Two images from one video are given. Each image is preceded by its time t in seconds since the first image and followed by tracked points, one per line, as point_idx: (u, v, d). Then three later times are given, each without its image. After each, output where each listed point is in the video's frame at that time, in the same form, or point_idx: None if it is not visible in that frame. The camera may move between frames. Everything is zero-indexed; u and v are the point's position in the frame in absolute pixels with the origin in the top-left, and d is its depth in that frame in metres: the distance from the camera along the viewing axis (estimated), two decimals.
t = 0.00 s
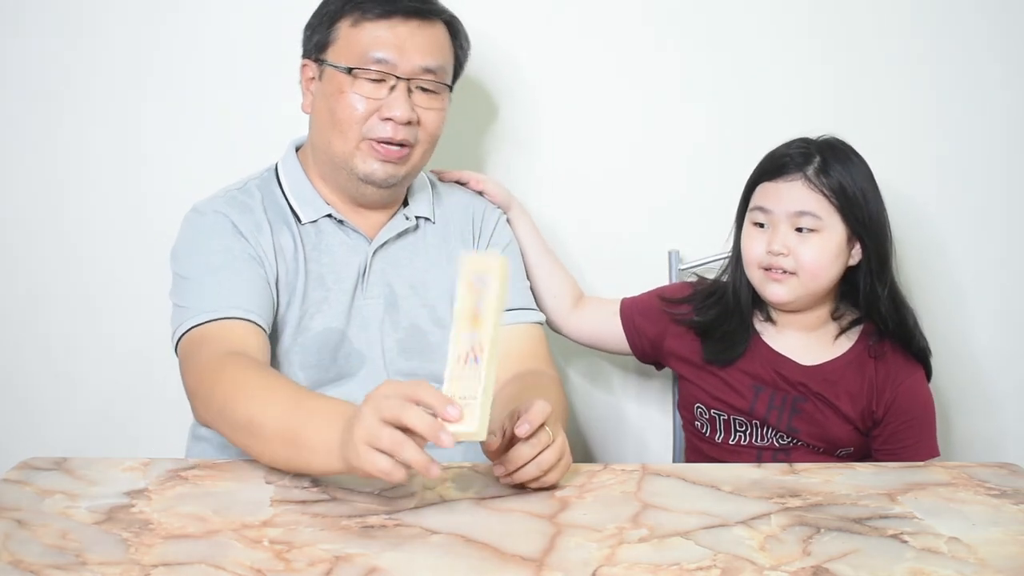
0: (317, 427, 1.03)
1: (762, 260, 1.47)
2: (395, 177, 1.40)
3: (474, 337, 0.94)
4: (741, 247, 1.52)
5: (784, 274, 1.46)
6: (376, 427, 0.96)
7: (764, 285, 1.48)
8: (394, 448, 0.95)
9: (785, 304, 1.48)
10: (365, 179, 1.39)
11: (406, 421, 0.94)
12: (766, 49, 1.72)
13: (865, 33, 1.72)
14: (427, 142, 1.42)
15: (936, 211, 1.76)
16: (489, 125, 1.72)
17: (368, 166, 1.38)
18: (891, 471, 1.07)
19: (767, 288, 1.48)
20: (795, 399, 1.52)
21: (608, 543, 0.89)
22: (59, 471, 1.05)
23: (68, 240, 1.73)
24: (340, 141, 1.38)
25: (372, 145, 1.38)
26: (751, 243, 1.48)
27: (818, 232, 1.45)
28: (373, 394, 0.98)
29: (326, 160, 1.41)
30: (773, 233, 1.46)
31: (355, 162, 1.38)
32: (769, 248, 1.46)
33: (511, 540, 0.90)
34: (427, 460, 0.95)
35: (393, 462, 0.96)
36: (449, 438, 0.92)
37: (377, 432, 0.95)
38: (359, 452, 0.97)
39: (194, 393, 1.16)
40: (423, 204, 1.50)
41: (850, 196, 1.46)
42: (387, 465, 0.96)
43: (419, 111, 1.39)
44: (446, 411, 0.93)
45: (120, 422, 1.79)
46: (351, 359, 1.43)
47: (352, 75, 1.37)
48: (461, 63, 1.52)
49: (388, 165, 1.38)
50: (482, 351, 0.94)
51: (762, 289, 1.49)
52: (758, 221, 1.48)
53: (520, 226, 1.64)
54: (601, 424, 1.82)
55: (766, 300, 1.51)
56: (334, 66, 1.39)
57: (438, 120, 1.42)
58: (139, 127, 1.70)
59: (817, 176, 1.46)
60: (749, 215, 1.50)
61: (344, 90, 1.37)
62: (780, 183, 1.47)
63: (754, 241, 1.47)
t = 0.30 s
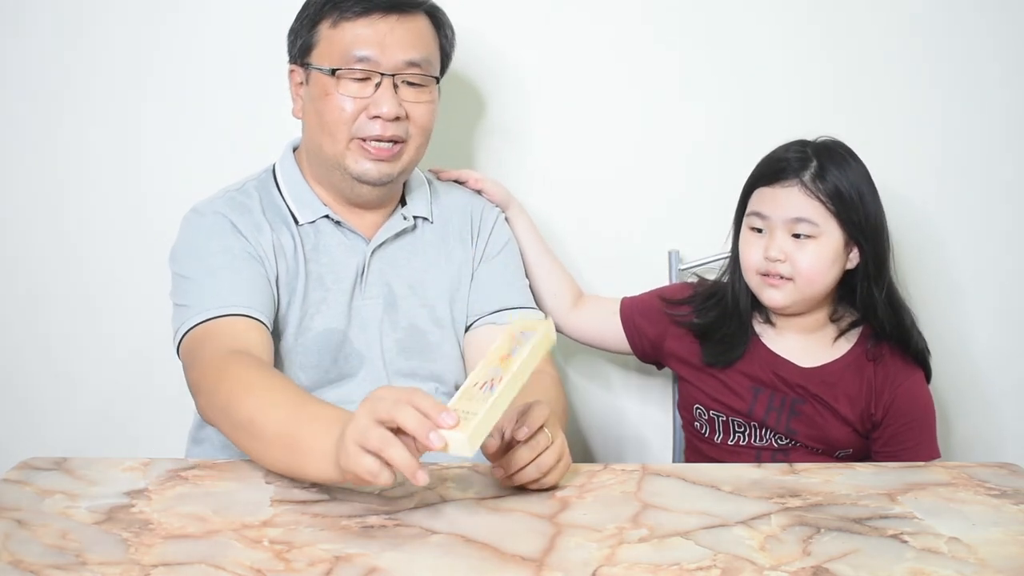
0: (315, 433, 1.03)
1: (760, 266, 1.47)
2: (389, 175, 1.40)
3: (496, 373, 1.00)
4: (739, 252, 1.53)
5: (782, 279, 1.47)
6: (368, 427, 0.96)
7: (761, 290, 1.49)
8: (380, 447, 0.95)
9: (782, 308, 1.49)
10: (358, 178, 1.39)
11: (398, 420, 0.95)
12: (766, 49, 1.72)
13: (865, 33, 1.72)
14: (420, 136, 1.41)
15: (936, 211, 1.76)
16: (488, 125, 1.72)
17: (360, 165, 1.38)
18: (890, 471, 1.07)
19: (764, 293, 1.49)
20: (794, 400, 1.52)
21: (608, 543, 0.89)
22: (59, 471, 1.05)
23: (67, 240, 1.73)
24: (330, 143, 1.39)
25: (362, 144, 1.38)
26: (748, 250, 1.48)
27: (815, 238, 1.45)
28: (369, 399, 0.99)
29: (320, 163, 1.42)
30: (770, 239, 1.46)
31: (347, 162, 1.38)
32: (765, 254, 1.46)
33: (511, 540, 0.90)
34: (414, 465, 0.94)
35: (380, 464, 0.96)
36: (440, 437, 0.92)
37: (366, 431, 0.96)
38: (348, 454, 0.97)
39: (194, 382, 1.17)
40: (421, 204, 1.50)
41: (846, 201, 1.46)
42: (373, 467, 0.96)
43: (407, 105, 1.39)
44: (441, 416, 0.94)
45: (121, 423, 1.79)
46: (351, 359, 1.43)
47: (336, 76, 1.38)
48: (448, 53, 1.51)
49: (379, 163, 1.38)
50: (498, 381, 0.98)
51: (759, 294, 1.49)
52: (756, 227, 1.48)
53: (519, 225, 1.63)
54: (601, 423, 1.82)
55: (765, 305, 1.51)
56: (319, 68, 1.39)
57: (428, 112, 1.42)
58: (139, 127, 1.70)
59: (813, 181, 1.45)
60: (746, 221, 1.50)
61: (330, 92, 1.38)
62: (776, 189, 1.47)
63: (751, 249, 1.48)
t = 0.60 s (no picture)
0: (317, 434, 1.03)
1: (764, 265, 1.47)
2: (391, 175, 1.39)
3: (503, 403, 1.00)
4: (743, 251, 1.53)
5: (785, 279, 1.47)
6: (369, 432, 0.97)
7: (764, 289, 1.49)
8: (382, 451, 0.95)
9: (785, 308, 1.49)
10: (359, 177, 1.39)
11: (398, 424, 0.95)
12: (766, 50, 1.72)
13: (864, 33, 1.72)
14: (421, 137, 1.41)
15: (936, 211, 1.76)
16: (489, 125, 1.72)
17: (361, 164, 1.38)
18: (890, 471, 1.07)
19: (767, 292, 1.49)
20: (796, 401, 1.52)
21: (608, 543, 0.89)
22: (59, 471, 1.05)
23: (67, 240, 1.73)
24: (332, 142, 1.38)
25: (364, 143, 1.38)
26: (753, 249, 1.48)
27: (819, 239, 1.45)
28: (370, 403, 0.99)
29: (322, 162, 1.42)
30: (775, 239, 1.46)
31: (347, 161, 1.38)
32: (770, 253, 1.46)
33: (511, 540, 0.90)
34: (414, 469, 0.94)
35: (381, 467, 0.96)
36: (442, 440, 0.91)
37: (368, 436, 0.96)
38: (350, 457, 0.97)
39: (197, 381, 1.18)
40: (421, 205, 1.50)
41: (851, 201, 1.46)
42: (375, 470, 0.96)
43: (409, 106, 1.39)
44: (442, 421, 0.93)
45: (120, 423, 1.79)
46: (351, 360, 1.43)
47: (338, 75, 1.38)
48: (451, 55, 1.51)
49: (380, 163, 1.38)
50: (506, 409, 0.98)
51: (762, 293, 1.49)
52: (760, 226, 1.48)
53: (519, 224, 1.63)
54: (601, 423, 1.82)
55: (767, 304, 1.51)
56: (321, 67, 1.39)
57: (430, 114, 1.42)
58: (140, 127, 1.70)
59: (818, 181, 1.45)
60: (750, 220, 1.50)
61: (333, 91, 1.38)
62: (782, 188, 1.47)
63: (756, 248, 1.48)
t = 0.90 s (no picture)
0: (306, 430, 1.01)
1: (764, 263, 1.47)
2: (396, 171, 1.39)
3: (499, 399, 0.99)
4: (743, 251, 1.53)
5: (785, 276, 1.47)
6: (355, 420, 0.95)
7: (764, 286, 1.49)
8: (367, 438, 0.94)
9: (785, 304, 1.49)
10: (365, 175, 1.39)
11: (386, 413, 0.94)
12: (767, 51, 1.72)
13: (866, 34, 1.72)
14: (426, 135, 1.41)
15: (937, 211, 1.76)
16: (490, 125, 1.72)
17: (367, 161, 1.38)
18: (891, 471, 1.07)
19: (767, 290, 1.49)
20: (798, 398, 1.52)
21: (608, 543, 0.89)
22: (60, 471, 1.05)
23: (69, 241, 1.73)
24: (338, 140, 1.38)
25: (371, 140, 1.38)
26: (753, 248, 1.48)
27: (819, 236, 1.45)
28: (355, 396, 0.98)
29: (326, 161, 1.42)
30: (774, 236, 1.46)
31: (353, 159, 1.38)
32: (770, 250, 1.46)
33: (511, 540, 0.90)
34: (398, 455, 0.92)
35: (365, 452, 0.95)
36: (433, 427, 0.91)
37: (356, 422, 0.95)
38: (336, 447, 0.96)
39: (196, 366, 1.17)
40: (423, 204, 1.50)
41: (849, 200, 1.46)
42: (359, 455, 0.95)
43: (415, 105, 1.39)
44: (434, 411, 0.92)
45: (121, 423, 1.79)
46: (353, 359, 1.43)
47: (345, 72, 1.38)
48: (456, 57, 1.52)
49: (386, 160, 1.38)
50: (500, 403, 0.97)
51: (762, 290, 1.49)
52: (760, 223, 1.48)
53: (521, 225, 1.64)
54: (602, 423, 1.82)
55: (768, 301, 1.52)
56: (328, 65, 1.39)
57: (435, 114, 1.42)
58: (141, 127, 1.70)
59: (817, 178, 1.45)
60: (749, 218, 1.50)
61: (340, 88, 1.38)
62: (780, 186, 1.47)
63: (756, 247, 1.48)
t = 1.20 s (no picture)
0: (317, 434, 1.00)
1: (763, 257, 1.47)
2: (391, 174, 1.40)
3: (485, 364, 0.96)
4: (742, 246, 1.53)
5: (784, 270, 1.46)
6: (373, 466, 0.92)
7: (762, 281, 1.49)
8: (397, 487, 0.92)
9: (784, 299, 1.49)
10: (359, 178, 1.39)
11: (403, 458, 0.91)
12: (767, 50, 1.72)
13: (866, 34, 1.72)
14: (421, 136, 1.41)
15: (937, 211, 1.76)
16: (491, 125, 1.72)
17: (361, 165, 1.38)
18: (891, 471, 1.07)
19: (765, 284, 1.48)
20: (803, 395, 1.51)
21: (608, 543, 0.89)
22: (60, 471, 1.05)
23: (69, 241, 1.73)
24: (331, 143, 1.38)
25: (364, 144, 1.38)
26: (752, 242, 1.48)
27: (817, 229, 1.45)
28: (360, 429, 0.94)
29: (321, 163, 1.42)
30: (773, 230, 1.46)
31: (347, 161, 1.38)
32: (768, 244, 1.46)
33: (511, 540, 0.90)
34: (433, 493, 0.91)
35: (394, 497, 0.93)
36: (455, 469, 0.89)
37: (377, 476, 0.92)
38: (361, 492, 0.94)
39: (197, 379, 1.17)
40: (422, 204, 1.50)
41: (847, 194, 1.46)
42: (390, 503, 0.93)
43: (407, 107, 1.39)
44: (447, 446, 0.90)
45: (121, 423, 1.79)
46: (354, 359, 1.43)
47: (335, 77, 1.38)
48: (448, 54, 1.51)
49: (380, 164, 1.38)
50: (492, 381, 0.95)
51: (760, 285, 1.49)
52: (759, 218, 1.48)
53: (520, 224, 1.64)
54: (602, 423, 1.82)
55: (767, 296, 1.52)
56: (319, 70, 1.39)
57: (428, 115, 1.42)
58: (141, 127, 1.70)
59: (815, 173, 1.45)
60: (749, 212, 1.50)
61: (331, 94, 1.38)
62: (778, 180, 1.47)
63: (755, 240, 1.48)
